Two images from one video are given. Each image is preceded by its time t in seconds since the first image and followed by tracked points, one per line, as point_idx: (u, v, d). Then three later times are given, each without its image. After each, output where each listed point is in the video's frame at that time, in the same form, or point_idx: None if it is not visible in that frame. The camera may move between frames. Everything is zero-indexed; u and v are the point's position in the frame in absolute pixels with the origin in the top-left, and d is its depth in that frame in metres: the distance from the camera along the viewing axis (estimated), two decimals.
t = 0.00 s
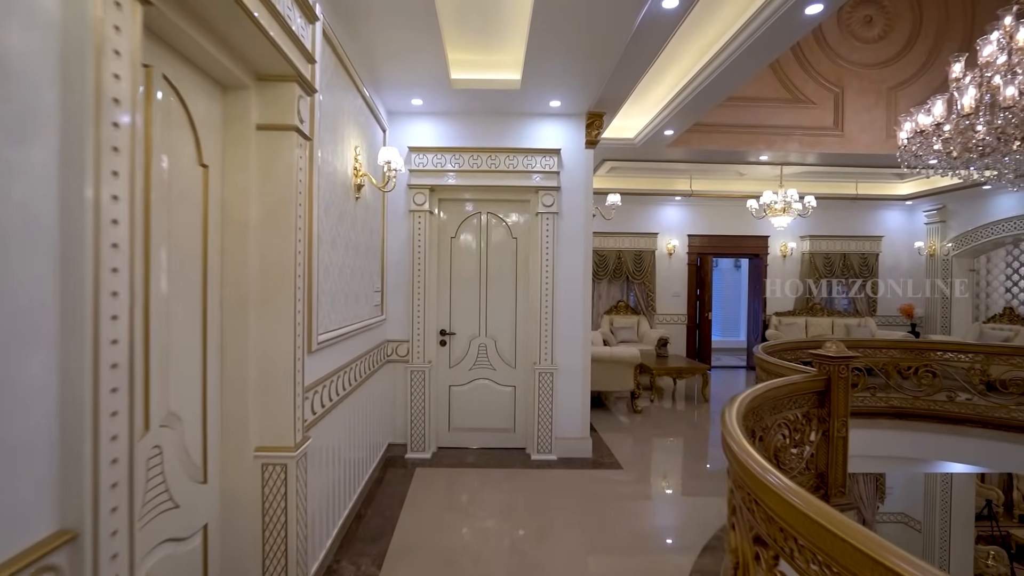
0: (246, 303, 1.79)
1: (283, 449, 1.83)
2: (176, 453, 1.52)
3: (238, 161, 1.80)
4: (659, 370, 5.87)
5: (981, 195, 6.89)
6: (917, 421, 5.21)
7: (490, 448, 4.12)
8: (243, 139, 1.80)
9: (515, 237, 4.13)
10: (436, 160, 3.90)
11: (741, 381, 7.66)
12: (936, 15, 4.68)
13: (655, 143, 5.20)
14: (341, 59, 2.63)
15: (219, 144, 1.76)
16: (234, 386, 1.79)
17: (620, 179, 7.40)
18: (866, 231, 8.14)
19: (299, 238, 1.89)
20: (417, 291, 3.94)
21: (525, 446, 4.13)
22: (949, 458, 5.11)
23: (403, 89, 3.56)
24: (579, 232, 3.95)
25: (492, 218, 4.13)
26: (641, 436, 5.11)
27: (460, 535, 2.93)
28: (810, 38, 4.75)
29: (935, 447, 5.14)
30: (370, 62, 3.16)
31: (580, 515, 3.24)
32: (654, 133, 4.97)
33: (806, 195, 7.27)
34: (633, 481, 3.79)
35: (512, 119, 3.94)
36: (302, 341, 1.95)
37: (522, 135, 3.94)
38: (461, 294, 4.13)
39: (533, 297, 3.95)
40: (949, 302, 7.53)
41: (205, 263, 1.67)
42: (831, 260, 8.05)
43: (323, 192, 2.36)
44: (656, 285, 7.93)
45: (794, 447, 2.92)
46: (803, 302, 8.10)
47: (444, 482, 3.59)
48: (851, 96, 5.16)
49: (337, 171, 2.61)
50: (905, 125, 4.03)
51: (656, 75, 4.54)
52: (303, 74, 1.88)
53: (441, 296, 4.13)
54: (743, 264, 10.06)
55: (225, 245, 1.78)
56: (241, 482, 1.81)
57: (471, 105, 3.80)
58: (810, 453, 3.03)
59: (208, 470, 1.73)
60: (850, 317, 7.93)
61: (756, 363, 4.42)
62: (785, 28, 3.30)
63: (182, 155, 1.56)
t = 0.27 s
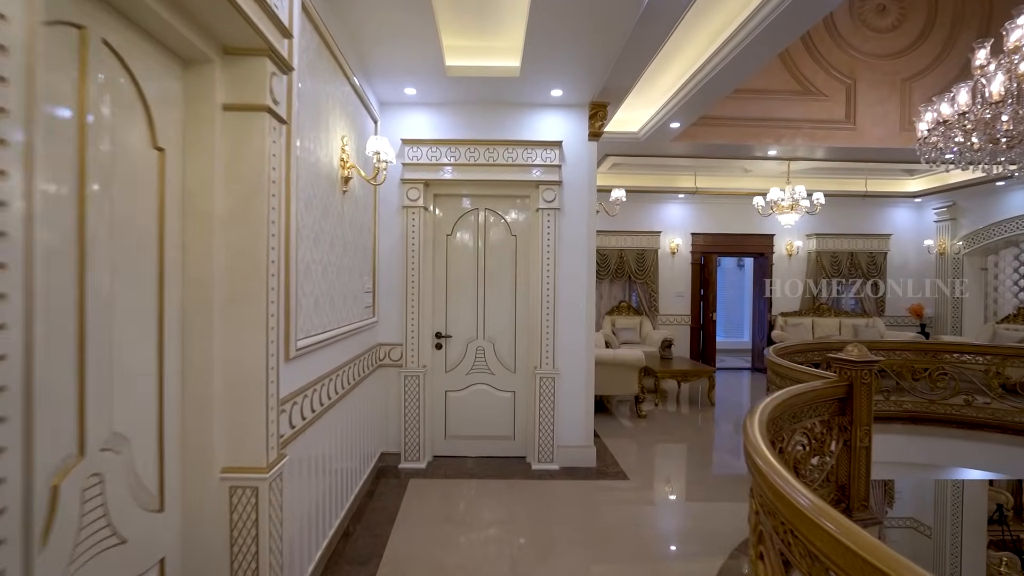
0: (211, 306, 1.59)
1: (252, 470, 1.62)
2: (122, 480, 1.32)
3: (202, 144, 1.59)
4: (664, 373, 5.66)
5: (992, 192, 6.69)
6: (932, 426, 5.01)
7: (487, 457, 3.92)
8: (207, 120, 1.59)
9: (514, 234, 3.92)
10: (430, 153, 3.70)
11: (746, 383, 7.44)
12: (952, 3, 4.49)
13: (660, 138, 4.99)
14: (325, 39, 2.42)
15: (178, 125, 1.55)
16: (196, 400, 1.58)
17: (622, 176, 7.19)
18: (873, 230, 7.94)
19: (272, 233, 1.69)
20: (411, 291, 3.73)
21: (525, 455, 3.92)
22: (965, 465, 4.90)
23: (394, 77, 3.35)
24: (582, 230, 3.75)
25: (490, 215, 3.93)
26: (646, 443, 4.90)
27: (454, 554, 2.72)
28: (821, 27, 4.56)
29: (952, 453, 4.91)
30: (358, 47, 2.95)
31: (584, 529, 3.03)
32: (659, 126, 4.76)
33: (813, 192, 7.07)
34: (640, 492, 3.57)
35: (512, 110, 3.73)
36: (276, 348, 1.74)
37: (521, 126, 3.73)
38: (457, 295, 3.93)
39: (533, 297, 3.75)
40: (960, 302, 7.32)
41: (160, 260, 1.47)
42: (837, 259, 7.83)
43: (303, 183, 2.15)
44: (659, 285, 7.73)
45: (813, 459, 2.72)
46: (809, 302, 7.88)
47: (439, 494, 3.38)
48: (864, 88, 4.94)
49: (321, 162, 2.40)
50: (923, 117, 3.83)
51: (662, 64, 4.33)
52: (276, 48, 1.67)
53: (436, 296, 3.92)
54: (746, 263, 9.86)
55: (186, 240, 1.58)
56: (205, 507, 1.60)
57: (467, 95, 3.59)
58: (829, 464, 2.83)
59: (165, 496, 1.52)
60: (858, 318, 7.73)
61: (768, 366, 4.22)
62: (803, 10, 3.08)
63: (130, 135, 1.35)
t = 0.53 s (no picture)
0: (150, 315, 1.35)
1: (201, 506, 1.38)
2: (25, 530, 1.08)
3: (140, 125, 1.35)
4: (668, 378, 5.42)
5: (1007, 189, 6.46)
6: (950, 434, 4.77)
7: (483, 469, 3.68)
8: (146, 96, 1.35)
9: (511, 233, 3.69)
10: (421, 146, 3.47)
11: (752, 386, 7.21)
12: None
13: (665, 131, 4.75)
14: (299, 15, 2.18)
15: (110, 100, 1.32)
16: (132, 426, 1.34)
17: (624, 173, 6.96)
18: (882, 228, 7.71)
19: (226, 229, 1.45)
20: (400, 294, 3.49)
21: (523, 467, 3.67)
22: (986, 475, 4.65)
23: (381, 63, 3.12)
24: (583, 228, 3.51)
25: (485, 212, 3.69)
26: (650, 451, 4.66)
27: None
28: (832, 14, 4.36)
29: (972, 462, 4.67)
30: (341, 29, 2.72)
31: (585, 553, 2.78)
32: (664, 118, 4.51)
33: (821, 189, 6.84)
34: (645, 508, 3.33)
35: (508, 100, 3.50)
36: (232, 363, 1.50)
37: (518, 117, 3.49)
38: (450, 297, 3.69)
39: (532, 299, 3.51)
40: (972, 302, 7.09)
41: (83, 260, 1.23)
42: (845, 259, 7.58)
43: (272, 174, 1.91)
44: (661, 285, 7.49)
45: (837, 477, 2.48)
46: (816, 303, 7.65)
47: (430, 513, 3.13)
48: (879, 79, 4.69)
49: (296, 152, 2.16)
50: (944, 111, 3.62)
51: (666, 53, 4.09)
52: (230, 13, 1.43)
53: (428, 299, 3.68)
54: (749, 263, 9.60)
55: (120, 237, 1.34)
56: (144, 552, 1.36)
57: (460, 83, 3.36)
58: (852, 481, 2.60)
59: (91, 542, 1.28)
60: (866, 319, 7.50)
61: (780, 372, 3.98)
62: None
63: (38, 110, 1.11)
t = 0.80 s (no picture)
0: (74, 320, 1.13)
1: (137, 550, 1.16)
2: None
3: (62, 93, 1.13)
4: (673, 382, 5.19)
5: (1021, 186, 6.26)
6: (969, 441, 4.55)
7: (478, 480, 3.46)
8: (70, 61, 1.13)
9: (509, 230, 3.47)
10: (413, 135, 3.25)
11: (757, 389, 6.99)
12: None
13: (671, 123, 4.53)
14: None
15: (23, 62, 1.09)
16: (52, 453, 1.12)
17: (625, 169, 6.74)
18: (890, 227, 7.50)
19: (171, 218, 1.23)
20: (390, 294, 3.26)
21: (522, 478, 3.45)
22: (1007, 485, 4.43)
23: (369, 46, 2.89)
24: (586, 224, 3.29)
25: (481, 207, 3.47)
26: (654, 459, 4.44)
27: None
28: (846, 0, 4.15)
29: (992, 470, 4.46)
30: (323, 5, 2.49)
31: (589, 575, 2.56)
32: (670, 110, 4.29)
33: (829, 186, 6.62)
34: (651, 523, 3.10)
35: (506, 87, 3.28)
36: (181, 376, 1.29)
37: (517, 105, 3.28)
38: (445, 297, 3.47)
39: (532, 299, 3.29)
40: (984, 303, 6.87)
41: None
42: (853, 258, 7.37)
43: (238, 158, 1.68)
44: (664, 285, 7.27)
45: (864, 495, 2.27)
46: (823, 303, 7.43)
47: (421, 530, 2.90)
48: (895, 70, 4.46)
49: (269, 136, 1.94)
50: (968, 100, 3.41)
51: (671, 43, 3.85)
52: None
53: (421, 300, 3.46)
54: (752, 262, 9.37)
55: (37, 227, 1.12)
56: None
57: (455, 69, 3.14)
58: (879, 498, 2.39)
59: None
60: (875, 319, 7.28)
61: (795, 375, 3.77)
62: None
63: None
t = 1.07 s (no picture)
0: None
1: None
2: None
3: None
4: (678, 386, 4.95)
5: None
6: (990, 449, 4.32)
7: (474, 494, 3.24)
8: None
9: (507, 226, 3.24)
10: (403, 124, 3.02)
11: (763, 392, 6.76)
12: None
13: (677, 115, 4.31)
14: None
15: None
16: None
17: (627, 165, 6.51)
18: (900, 225, 7.28)
19: (90, 204, 1.02)
20: (379, 296, 3.04)
21: (521, 491, 3.23)
22: None
23: (354, 27, 2.67)
24: (589, 219, 3.07)
25: (477, 202, 3.25)
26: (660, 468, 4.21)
27: None
28: None
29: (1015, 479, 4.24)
30: None
31: None
32: (676, 101, 4.05)
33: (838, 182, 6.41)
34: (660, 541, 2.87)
35: (503, 74, 3.06)
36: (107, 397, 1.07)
37: (515, 92, 3.05)
38: (438, 298, 3.25)
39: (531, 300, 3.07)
40: (997, 302, 6.63)
41: None
42: (861, 257, 7.13)
43: (193, 140, 1.47)
44: (667, 285, 7.04)
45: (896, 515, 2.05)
46: (830, 303, 7.21)
47: (411, 551, 2.67)
48: (911, 59, 4.24)
49: (234, 118, 1.72)
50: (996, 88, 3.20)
51: (676, 31, 3.61)
52: None
53: (412, 302, 3.24)
54: (755, 261, 9.11)
55: None
56: None
57: (447, 53, 2.92)
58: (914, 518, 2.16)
59: None
60: (884, 320, 7.07)
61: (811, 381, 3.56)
62: None
63: None
